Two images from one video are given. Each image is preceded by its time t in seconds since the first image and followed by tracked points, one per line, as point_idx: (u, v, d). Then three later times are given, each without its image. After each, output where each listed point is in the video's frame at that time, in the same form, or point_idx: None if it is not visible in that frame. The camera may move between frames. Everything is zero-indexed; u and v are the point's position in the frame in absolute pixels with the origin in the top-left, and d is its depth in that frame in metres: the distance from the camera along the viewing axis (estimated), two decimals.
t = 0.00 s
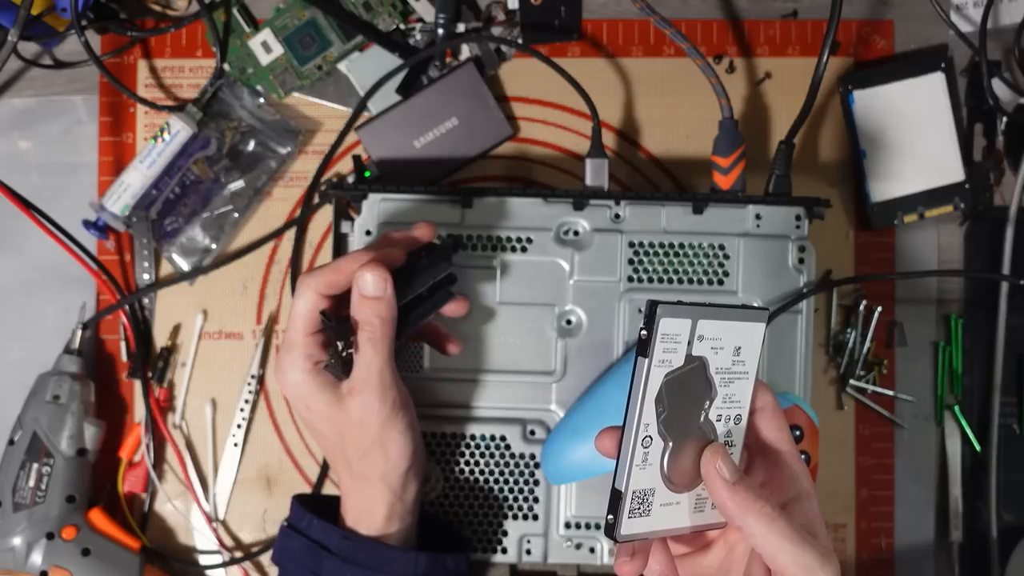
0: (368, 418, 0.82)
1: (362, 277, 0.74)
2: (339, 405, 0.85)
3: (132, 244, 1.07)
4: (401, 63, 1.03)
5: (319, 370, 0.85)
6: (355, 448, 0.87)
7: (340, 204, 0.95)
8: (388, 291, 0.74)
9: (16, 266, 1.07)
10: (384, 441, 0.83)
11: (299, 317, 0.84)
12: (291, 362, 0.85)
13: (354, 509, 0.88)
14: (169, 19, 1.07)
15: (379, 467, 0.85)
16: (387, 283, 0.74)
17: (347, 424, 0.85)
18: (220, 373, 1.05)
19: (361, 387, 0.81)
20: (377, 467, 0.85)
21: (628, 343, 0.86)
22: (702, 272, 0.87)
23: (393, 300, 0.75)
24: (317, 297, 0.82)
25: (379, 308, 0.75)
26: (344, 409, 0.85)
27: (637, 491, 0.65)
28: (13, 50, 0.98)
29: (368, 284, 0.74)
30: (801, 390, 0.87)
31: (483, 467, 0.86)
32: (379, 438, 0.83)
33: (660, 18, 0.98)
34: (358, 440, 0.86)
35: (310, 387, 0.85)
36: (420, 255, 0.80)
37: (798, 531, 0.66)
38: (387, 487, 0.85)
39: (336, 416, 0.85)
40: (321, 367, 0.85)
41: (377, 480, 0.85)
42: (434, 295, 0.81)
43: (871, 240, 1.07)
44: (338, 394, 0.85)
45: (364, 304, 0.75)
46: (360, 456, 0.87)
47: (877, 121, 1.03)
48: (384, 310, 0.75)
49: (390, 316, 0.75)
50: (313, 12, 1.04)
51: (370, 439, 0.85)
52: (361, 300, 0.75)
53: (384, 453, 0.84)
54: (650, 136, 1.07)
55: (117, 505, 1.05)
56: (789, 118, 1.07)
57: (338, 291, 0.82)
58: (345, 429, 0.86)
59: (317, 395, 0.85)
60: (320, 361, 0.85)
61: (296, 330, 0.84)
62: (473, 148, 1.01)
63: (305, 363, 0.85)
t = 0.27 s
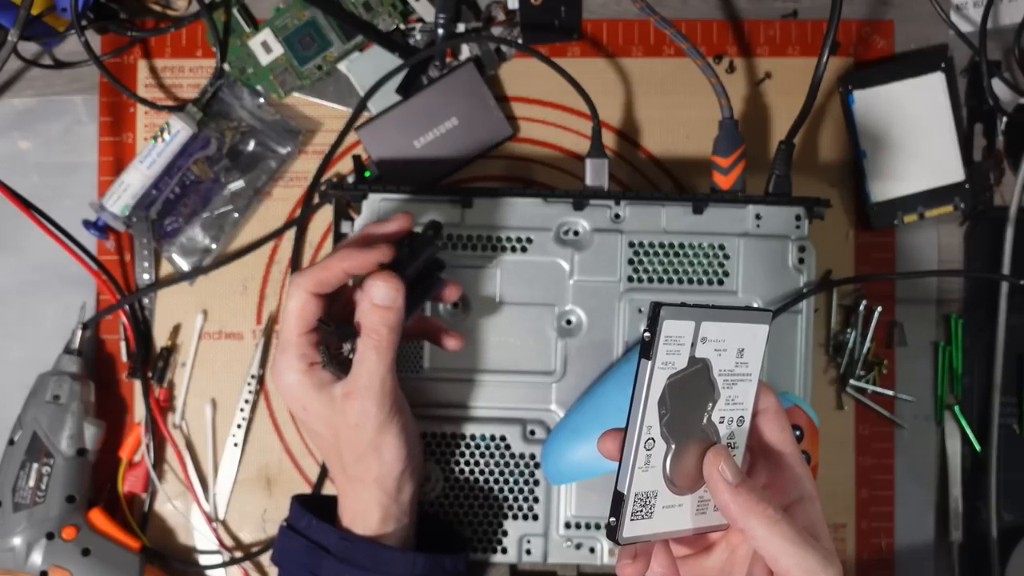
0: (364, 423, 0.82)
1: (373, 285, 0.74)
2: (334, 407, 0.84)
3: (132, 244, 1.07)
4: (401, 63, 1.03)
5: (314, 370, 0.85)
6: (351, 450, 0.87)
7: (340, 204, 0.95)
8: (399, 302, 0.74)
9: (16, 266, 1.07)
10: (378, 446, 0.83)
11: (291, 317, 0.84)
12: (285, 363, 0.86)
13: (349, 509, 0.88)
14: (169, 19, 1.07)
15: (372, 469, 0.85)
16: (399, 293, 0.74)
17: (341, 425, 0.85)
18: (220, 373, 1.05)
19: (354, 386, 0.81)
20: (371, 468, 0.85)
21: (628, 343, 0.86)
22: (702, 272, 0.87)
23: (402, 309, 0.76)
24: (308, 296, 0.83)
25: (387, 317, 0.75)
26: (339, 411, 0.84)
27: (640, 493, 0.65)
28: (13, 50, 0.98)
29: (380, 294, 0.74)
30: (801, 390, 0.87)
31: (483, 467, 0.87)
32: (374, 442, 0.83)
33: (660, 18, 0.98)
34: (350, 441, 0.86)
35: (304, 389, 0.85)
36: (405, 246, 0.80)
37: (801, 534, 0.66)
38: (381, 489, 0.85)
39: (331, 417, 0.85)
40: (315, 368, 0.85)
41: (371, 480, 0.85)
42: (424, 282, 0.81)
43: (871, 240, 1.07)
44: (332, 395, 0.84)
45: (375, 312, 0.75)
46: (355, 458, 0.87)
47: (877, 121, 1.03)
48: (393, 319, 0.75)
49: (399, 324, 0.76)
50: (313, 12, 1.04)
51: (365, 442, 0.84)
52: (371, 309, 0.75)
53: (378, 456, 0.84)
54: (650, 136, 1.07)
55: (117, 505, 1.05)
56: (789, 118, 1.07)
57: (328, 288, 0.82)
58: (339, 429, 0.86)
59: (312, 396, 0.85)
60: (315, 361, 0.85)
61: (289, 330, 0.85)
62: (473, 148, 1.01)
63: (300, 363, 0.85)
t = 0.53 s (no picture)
0: (373, 425, 0.81)
1: (412, 290, 0.74)
2: (342, 406, 0.83)
3: (132, 244, 1.07)
4: (400, 63, 1.03)
5: (320, 366, 0.84)
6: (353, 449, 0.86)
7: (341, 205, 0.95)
8: (434, 310, 0.75)
9: (16, 266, 1.07)
10: (384, 449, 0.82)
11: (292, 312, 0.85)
12: (293, 359, 0.85)
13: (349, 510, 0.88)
14: (169, 19, 1.07)
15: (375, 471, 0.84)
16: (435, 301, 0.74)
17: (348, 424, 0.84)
18: (220, 373, 1.05)
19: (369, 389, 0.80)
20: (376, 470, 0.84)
21: (628, 343, 0.86)
22: (702, 272, 0.87)
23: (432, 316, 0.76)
24: (303, 286, 0.83)
25: (420, 323, 0.75)
26: (349, 408, 0.82)
27: (638, 493, 0.65)
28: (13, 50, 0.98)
29: (419, 300, 0.74)
30: (801, 390, 0.87)
31: (483, 467, 0.87)
32: (380, 445, 0.82)
33: (660, 18, 0.98)
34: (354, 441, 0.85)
35: (309, 385, 0.84)
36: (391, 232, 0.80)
37: (799, 533, 0.66)
38: (382, 490, 0.84)
39: (336, 416, 0.84)
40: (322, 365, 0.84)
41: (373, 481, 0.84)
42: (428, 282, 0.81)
43: (871, 240, 1.07)
44: (342, 394, 0.83)
45: (408, 317, 0.75)
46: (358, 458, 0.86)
47: (877, 121, 1.03)
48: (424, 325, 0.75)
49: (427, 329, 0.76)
50: (313, 12, 1.04)
51: (371, 444, 0.83)
52: (406, 313, 0.74)
53: (383, 459, 0.83)
54: (650, 136, 1.07)
55: (117, 505, 1.05)
56: (789, 118, 1.07)
57: (320, 279, 0.83)
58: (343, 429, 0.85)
59: (318, 393, 0.84)
60: (322, 355, 0.85)
61: (290, 325, 0.85)
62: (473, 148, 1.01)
63: (308, 358, 0.84)
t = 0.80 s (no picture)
0: (376, 424, 0.81)
1: (420, 287, 0.76)
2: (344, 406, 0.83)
3: (132, 244, 1.07)
4: (401, 63, 1.03)
5: (322, 366, 0.84)
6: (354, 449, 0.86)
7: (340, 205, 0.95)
8: (440, 307, 0.77)
9: (16, 266, 1.07)
10: (385, 449, 0.82)
11: (294, 311, 0.85)
12: (294, 359, 0.85)
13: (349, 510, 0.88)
14: (169, 19, 1.07)
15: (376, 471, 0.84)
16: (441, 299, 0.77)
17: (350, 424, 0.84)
18: (220, 373, 1.05)
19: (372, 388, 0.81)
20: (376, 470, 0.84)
21: (628, 343, 0.86)
22: (702, 272, 0.87)
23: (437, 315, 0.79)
24: (304, 286, 0.84)
25: (427, 320, 0.78)
26: (351, 406, 0.83)
27: (639, 492, 0.65)
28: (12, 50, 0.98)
29: (426, 297, 0.77)
30: (801, 390, 0.87)
31: (483, 467, 0.87)
32: (381, 445, 0.82)
33: (660, 18, 0.98)
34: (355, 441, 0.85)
35: (310, 385, 0.84)
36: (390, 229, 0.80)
37: (800, 532, 0.66)
38: (381, 490, 0.84)
39: (338, 416, 0.84)
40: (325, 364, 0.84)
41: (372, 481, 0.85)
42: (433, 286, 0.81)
43: (871, 240, 1.07)
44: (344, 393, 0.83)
45: (413, 313, 0.77)
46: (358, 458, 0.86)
47: (877, 121, 1.03)
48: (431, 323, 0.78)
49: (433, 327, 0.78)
50: (313, 12, 1.04)
51: (372, 444, 0.83)
52: (412, 308, 0.77)
53: (384, 459, 0.83)
54: (650, 136, 1.07)
55: (117, 505, 1.05)
56: (789, 118, 1.07)
57: (320, 278, 0.83)
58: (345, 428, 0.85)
59: (319, 393, 0.84)
60: (324, 354, 0.85)
61: (293, 324, 0.85)
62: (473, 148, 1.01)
63: (310, 357, 0.84)
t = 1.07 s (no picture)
0: (373, 421, 0.82)
1: (414, 284, 0.78)
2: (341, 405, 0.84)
3: (132, 244, 1.07)
4: (401, 63, 1.03)
5: (319, 367, 0.84)
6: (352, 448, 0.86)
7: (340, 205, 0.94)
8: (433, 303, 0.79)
9: (16, 266, 1.07)
10: (384, 446, 0.82)
11: (292, 313, 0.85)
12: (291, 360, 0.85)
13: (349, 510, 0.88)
14: (169, 19, 1.07)
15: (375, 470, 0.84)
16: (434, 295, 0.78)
17: (347, 423, 0.85)
18: (220, 373, 1.05)
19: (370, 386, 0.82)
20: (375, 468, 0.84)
21: (628, 343, 0.86)
22: (702, 272, 0.87)
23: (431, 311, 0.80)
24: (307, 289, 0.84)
25: (422, 316, 0.79)
26: (347, 406, 0.83)
27: (638, 492, 0.65)
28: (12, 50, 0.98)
29: (420, 294, 0.78)
30: (801, 391, 0.87)
31: (483, 467, 0.87)
32: (380, 442, 0.82)
33: (660, 18, 0.98)
34: (354, 440, 0.85)
35: (307, 387, 0.84)
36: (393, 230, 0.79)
37: (799, 533, 0.66)
38: (381, 489, 0.84)
39: (336, 416, 0.84)
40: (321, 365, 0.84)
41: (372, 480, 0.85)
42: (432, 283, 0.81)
43: (871, 240, 1.07)
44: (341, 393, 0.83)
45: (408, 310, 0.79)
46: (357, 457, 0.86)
47: (877, 121, 1.03)
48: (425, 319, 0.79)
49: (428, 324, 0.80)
50: (313, 12, 1.04)
51: (369, 442, 0.84)
52: (406, 305, 0.78)
53: (382, 458, 0.83)
54: (650, 136, 1.07)
55: (117, 505, 1.05)
56: (789, 118, 1.07)
57: (325, 281, 0.83)
58: (343, 428, 0.85)
59: (315, 394, 0.84)
60: (321, 356, 0.85)
61: (291, 326, 0.85)
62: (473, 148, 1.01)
63: (306, 360, 0.84)
